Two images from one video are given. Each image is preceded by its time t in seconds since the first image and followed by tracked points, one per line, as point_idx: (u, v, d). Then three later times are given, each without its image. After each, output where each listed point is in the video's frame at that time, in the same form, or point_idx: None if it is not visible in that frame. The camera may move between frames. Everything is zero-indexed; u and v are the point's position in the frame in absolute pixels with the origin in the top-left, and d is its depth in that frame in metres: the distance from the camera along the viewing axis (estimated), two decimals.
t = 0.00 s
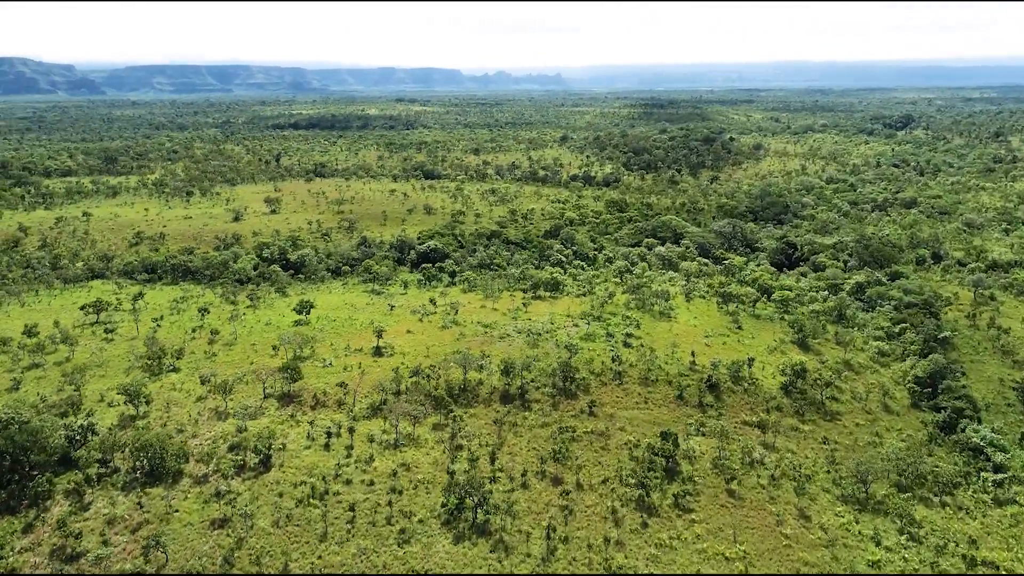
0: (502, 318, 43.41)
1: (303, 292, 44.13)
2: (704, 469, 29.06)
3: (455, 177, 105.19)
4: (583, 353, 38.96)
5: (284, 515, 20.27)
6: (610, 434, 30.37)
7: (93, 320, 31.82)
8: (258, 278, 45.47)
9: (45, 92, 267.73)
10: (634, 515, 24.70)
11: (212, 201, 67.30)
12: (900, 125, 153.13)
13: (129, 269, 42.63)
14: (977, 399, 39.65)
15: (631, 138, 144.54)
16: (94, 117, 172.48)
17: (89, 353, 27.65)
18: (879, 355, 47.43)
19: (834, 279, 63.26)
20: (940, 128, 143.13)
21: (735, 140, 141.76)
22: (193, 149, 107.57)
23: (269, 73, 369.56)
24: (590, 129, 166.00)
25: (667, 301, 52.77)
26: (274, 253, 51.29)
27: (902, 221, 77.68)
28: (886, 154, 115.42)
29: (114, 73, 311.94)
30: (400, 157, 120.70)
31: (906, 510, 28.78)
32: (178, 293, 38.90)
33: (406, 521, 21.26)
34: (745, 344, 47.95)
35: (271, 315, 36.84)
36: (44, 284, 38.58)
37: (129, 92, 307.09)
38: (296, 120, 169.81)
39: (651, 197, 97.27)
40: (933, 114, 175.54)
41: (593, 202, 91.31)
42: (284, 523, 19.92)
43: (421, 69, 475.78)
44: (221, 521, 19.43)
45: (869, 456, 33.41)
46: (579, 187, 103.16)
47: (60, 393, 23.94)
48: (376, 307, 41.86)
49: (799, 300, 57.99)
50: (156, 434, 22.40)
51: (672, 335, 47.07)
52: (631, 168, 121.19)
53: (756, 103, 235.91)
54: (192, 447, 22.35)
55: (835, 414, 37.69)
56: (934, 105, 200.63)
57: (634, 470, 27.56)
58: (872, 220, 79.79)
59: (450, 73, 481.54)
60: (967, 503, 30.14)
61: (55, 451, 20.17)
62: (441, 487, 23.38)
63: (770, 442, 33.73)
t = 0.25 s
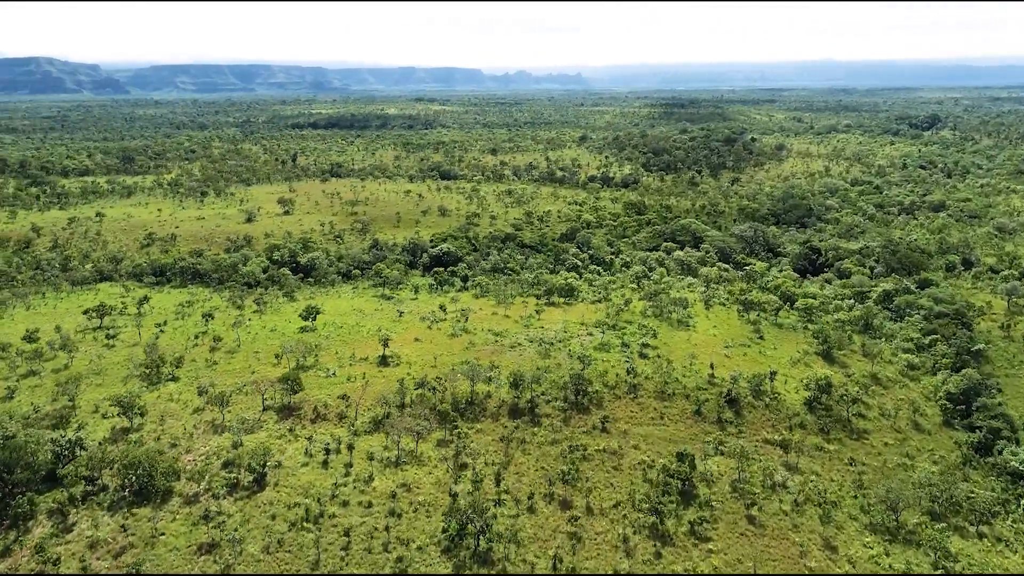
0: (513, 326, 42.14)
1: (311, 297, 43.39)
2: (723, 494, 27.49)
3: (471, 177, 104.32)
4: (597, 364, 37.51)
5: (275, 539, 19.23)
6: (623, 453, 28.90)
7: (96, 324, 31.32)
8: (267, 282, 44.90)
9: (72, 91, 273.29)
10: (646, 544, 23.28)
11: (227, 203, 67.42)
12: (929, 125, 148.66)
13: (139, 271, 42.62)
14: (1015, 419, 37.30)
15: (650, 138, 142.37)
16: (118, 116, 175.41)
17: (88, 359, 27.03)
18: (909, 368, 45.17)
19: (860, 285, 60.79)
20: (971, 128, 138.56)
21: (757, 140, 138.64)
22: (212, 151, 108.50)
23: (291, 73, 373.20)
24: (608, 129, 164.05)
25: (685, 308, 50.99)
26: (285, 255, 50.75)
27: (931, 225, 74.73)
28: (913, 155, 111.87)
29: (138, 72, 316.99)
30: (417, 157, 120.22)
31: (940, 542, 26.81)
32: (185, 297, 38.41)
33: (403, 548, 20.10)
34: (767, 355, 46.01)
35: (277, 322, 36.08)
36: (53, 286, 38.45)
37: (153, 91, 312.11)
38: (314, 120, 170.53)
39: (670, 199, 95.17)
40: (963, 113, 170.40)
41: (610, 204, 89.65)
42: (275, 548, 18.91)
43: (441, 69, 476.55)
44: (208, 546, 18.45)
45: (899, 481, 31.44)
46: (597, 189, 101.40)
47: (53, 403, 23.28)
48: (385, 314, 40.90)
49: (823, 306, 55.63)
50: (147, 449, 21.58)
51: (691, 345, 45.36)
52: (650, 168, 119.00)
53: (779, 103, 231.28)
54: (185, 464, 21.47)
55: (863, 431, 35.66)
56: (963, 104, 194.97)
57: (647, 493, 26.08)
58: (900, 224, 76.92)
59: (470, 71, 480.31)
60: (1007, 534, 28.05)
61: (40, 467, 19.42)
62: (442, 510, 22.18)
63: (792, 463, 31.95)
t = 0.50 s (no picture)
0: (531, 336, 40.80)
1: (326, 303, 42.71)
2: (749, 524, 25.74)
3: (494, 179, 103.32)
4: (617, 378, 35.96)
5: (270, 567, 18.23)
6: (643, 476, 27.35)
7: (106, 330, 31.00)
8: (282, 286, 44.42)
9: (106, 91, 280.32)
10: None
11: (249, 206, 67.97)
12: (968, 126, 143.08)
13: (155, 275, 42.65)
14: None
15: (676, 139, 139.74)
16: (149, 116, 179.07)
17: (95, 367, 26.59)
18: (949, 385, 42.52)
19: (895, 294, 57.98)
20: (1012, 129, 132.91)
21: (787, 142, 134.96)
22: (237, 153, 109.73)
23: (319, 73, 377.48)
24: (633, 130, 161.74)
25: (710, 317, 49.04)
26: (302, 258, 50.30)
27: (972, 231, 71.25)
28: (949, 157, 107.58)
29: (170, 73, 323.81)
30: (439, 158, 119.82)
31: None
32: (199, 302, 38.12)
33: None
34: (797, 368, 43.85)
35: (289, 328, 35.41)
36: (69, 288, 38.72)
37: (184, 91, 318.58)
38: (339, 120, 171.64)
39: (696, 202, 92.82)
40: (1003, 114, 163.95)
41: (634, 207, 87.76)
42: None
43: (467, 69, 477.44)
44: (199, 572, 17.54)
45: (941, 512, 29.21)
46: (622, 191, 99.42)
47: (55, 413, 22.77)
48: (399, 321, 39.97)
49: (856, 317, 53.06)
50: (145, 465, 20.85)
51: (717, 357, 43.51)
52: (676, 171, 116.52)
53: (809, 103, 225.66)
54: (182, 481, 20.66)
55: (902, 454, 33.43)
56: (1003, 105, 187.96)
57: (667, 522, 24.50)
58: (938, 230, 73.54)
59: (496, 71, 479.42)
60: None
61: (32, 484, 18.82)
62: (447, 537, 20.98)
63: (825, 489, 29.94)
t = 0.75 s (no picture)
0: (545, 346, 39.36)
1: (337, 308, 41.91)
2: (774, 557, 24.06)
3: (514, 180, 102.24)
4: (634, 393, 34.42)
5: None
6: (660, 502, 25.80)
7: (112, 335, 30.58)
8: (293, 290, 43.82)
9: (135, 91, 286.22)
10: None
11: (267, 208, 68.14)
12: (1004, 126, 137.79)
13: (167, 277, 42.83)
14: None
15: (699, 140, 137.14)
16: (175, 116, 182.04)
17: (95, 374, 26.04)
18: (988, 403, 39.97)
19: (927, 302, 55.27)
20: None
21: (814, 142, 131.49)
22: (258, 153, 110.66)
23: (343, 72, 380.56)
24: (656, 130, 159.34)
25: (733, 327, 47.13)
26: (316, 260, 49.60)
27: (1009, 236, 67.94)
28: (984, 159, 103.50)
29: (197, 72, 329.40)
30: (459, 158, 119.23)
31: None
32: (208, 306, 37.68)
33: None
34: (825, 382, 41.75)
35: (297, 335, 34.63)
36: (80, 290, 38.84)
37: (210, 91, 323.87)
38: (360, 119, 172.30)
39: (719, 204, 90.51)
40: None
41: (656, 209, 85.90)
42: None
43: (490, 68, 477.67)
44: None
45: (982, 544, 27.02)
46: (643, 193, 97.47)
47: (49, 424, 22.17)
48: (411, 328, 38.94)
49: (887, 327, 50.67)
50: (137, 483, 20.07)
51: (740, 370, 41.69)
52: (700, 172, 114.03)
53: (837, 103, 220.39)
54: (174, 500, 19.81)
55: (940, 478, 31.23)
56: None
57: (685, 553, 22.95)
58: (973, 235, 70.32)
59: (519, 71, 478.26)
60: None
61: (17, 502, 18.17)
62: (449, 568, 19.75)
63: (855, 516, 27.96)
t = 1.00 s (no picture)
0: (560, 356, 37.89)
1: (348, 313, 41.06)
2: None
3: (534, 180, 100.99)
4: (652, 409, 32.80)
5: None
6: (677, 530, 24.26)
7: (117, 341, 30.18)
8: (304, 294, 43.23)
9: (163, 91, 291.52)
10: None
11: (284, 209, 68.16)
12: None
13: (178, 278, 43.09)
14: None
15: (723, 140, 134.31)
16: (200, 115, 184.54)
17: (96, 382, 25.53)
18: None
19: (962, 313, 52.50)
20: None
21: (841, 143, 127.90)
22: (278, 153, 111.37)
23: (366, 72, 382.92)
24: (678, 131, 156.69)
25: (757, 337, 45.14)
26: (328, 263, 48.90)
27: None
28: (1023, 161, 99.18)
29: (223, 72, 334.35)
30: (478, 158, 118.44)
31: None
32: (217, 312, 37.27)
33: None
34: (855, 398, 39.60)
35: (305, 342, 33.87)
36: (92, 294, 39.10)
37: (235, 90, 328.50)
38: (381, 119, 172.73)
39: (742, 207, 88.06)
40: None
41: (677, 211, 83.91)
42: None
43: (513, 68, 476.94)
44: None
45: None
46: (665, 194, 95.35)
47: (43, 436, 21.62)
48: (421, 336, 37.86)
49: (920, 338, 48.16)
50: (127, 502, 19.27)
51: (764, 384, 39.65)
52: (723, 173, 111.38)
53: (864, 103, 215.04)
54: (163, 521, 18.94)
55: (980, 507, 28.59)
56: None
57: None
58: (1012, 241, 66.94)
59: (542, 70, 476.67)
60: None
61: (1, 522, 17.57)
62: None
63: (888, 548, 25.98)
